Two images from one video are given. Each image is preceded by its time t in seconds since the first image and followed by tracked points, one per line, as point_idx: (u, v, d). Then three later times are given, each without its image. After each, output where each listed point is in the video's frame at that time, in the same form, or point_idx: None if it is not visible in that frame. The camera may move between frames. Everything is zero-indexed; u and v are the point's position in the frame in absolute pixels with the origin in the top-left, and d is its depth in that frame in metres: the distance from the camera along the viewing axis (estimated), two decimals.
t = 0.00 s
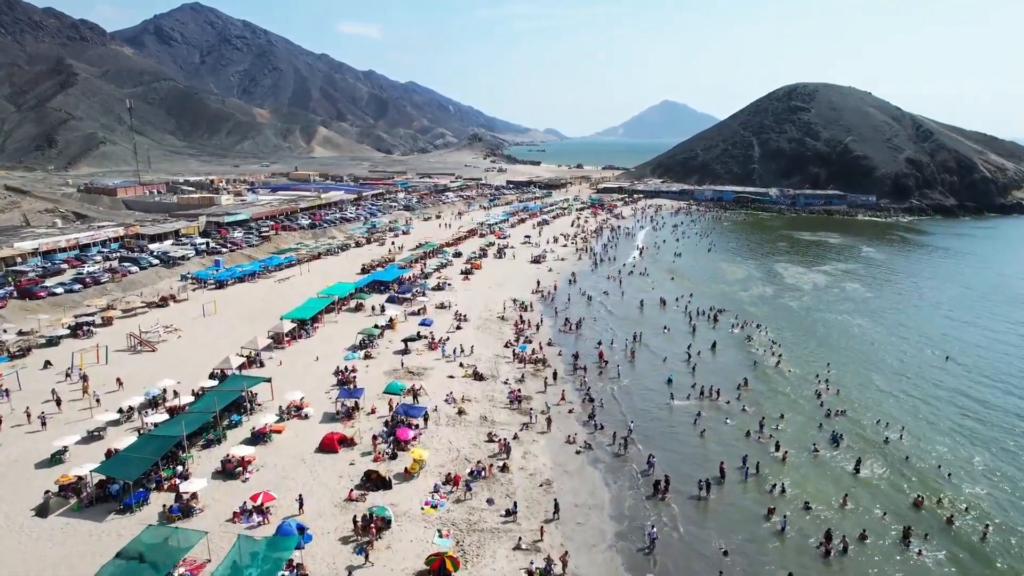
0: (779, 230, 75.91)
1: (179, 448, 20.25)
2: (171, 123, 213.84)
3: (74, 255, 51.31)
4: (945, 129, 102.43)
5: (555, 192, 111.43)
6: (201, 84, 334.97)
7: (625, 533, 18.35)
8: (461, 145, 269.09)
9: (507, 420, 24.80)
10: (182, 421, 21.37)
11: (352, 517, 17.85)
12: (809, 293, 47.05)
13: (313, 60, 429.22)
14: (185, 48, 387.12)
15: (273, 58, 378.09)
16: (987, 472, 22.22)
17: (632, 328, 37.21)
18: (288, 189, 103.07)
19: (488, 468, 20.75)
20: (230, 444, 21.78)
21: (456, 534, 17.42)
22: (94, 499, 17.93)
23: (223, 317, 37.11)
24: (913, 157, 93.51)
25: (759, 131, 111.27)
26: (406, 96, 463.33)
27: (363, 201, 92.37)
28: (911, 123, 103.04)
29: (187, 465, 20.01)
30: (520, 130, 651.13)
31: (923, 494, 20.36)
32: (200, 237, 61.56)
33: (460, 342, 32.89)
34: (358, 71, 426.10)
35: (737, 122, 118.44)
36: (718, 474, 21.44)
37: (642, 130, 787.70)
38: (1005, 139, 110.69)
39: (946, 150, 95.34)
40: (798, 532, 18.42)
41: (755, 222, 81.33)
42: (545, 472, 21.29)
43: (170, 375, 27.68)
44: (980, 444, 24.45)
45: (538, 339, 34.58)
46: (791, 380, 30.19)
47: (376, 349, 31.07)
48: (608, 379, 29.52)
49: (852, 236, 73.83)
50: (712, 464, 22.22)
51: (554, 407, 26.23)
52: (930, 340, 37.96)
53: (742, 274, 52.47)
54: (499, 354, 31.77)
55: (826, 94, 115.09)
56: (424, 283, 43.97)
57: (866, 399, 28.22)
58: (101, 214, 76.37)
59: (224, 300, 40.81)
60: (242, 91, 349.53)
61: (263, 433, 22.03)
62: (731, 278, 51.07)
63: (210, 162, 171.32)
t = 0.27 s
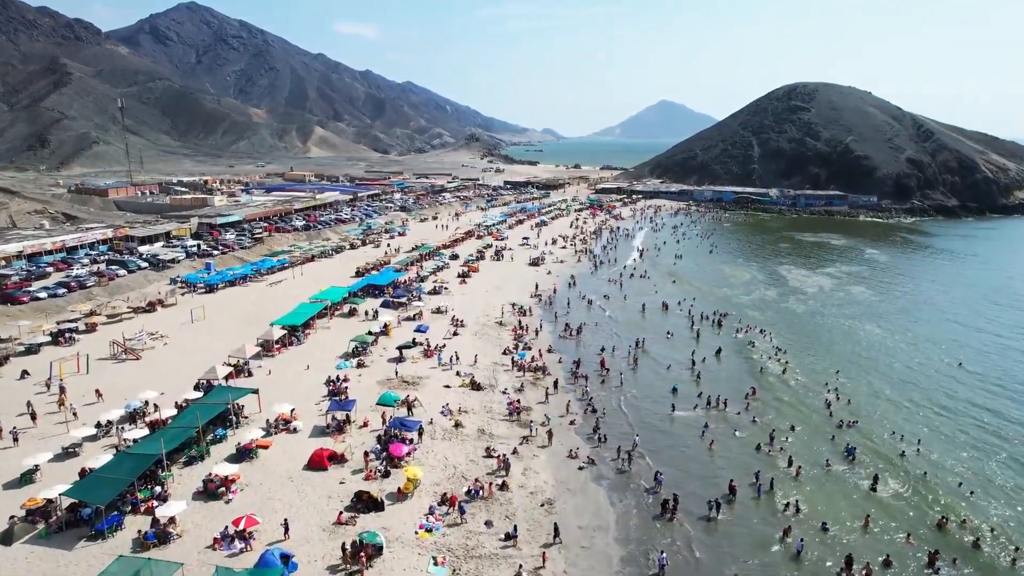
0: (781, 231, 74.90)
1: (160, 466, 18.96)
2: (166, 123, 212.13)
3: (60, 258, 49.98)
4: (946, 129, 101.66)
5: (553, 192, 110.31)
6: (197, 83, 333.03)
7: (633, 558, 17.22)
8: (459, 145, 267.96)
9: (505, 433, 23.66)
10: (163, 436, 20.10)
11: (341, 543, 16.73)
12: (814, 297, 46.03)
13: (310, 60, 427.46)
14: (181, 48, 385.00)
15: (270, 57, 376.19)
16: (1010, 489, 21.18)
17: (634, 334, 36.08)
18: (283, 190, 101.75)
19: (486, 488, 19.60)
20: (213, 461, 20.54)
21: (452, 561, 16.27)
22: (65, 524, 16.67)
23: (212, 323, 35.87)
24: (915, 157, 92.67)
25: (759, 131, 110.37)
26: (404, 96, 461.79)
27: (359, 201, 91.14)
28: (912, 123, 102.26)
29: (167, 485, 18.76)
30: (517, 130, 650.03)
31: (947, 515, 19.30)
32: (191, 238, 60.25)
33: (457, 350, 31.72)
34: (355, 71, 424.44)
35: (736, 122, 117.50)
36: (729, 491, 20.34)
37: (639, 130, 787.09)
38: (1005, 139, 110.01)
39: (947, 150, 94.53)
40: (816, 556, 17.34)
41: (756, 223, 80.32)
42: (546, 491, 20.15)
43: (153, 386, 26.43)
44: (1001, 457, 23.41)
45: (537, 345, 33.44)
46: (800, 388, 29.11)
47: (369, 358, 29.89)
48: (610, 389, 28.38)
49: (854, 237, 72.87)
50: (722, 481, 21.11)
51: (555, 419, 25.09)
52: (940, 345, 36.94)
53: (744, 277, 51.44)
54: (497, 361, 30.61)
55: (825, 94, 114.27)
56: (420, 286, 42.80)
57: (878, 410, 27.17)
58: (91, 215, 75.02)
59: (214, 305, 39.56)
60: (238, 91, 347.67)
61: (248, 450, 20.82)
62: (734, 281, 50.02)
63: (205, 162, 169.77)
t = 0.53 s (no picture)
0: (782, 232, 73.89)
1: (136, 487, 17.78)
2: (161, 122, 210.38)
3: (46, 261, 48.64)
4: (947, 129, 100.89)
5: (551, 193, 109.22)
6: (193, 83, 330.98)
7: None
8: (456, 145, 266.73)
9: (504, 448, 22.51)
10: (141, 454, 18.91)
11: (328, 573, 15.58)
12: (819, 300, 45.03)
13: (307, 59, 425.72)
14: (177, 47, 382.80)
15: (266, 57, 374.35)
16: None
17: (636, 340, 34.96)
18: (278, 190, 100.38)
19: (484, 510, 18.45)
20: (195, 481, 19.37)
21: None
22: (30, 553, 15.52)
23: (200, 329, 34.65)
24: (916, 157, 91.86)
25: (759, 131, 109.49)
26: (401, 96, 460.17)
27: (354, 202, 89.89)
28: (913, 123, 101.48)
29: (143, 508, 17.59)
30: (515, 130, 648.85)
31: (973, 537, 18.27)
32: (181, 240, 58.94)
33: (453, 357, 30.56)
34: (352, 70, 422.70)
35: (736, 121, 116.56)
36: (740, 511, 19.24)
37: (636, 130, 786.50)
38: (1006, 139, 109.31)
39: (948, 150, 93.72)
40: None
41: (757, 224, 79.34)
42: (547, 511, 19.01)
43: (135, 398, 25.21)
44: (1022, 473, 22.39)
45: (537, 352, 32.30)
46: (809, 398, 28.04)
47: (362, 366, 28.73)
48: (613, 399, 27.26)
49: (857, 238, 71.93)
50: (733, 500, 19.99)
51: (556, 432, 23.94)
52: (950, 350, 35.94)
53: (747, 279, 50.42)
54: (495, 370, 29.46)
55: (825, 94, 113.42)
56: (415, 290, 41.62)
57: (892, 421, 26.13)
58: (81, 216, 73.57)
59: (203, 310, 38.34)
60: (234, 91, 345.67)
61: (232, 468, 19.64)
62: (737, 284, 48.99)
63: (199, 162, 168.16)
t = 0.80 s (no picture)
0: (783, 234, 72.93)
1: (109, 514, 16.55)
2: (156, 122, 208.65)
3: (32, 264, 47.29)
4: (949, 129, 100.11)
5: (549, 193, 108.14)
6: (189, 83, 328.91)
7: None
8: (453, 145, 265.50)
9: (503, 464, 21.36)
10: (115, 476, 17.68)
11: None
12: (824, 304, 44.01)
13: (303, 59, 423.95)
14: (173, 46, 380.63)
15: (263, 57, 372.58)
16: None
17: (639, 347, 33.85)
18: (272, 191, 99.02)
19: (483, 535, 17.26)
20: (174, 504, 18.16)
21: None
22: None
23: (187, 337, 33.39)
24: (918, 157, 91.04)
25: (758, 131, 108.60)
26: (398, 96, 458.66)
27: (350, 203, 88.65)
28: (914, 123, 100.67)
29: (116, 537, 16.37)
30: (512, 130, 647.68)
31: (1004, 564, 17.24)
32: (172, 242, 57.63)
33: (450, 366, 29.39)
34: (349, 70, 421.00)
35: (735, 121, 115.63)
36: (755, 534, 18.12)
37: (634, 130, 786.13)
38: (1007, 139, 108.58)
39: (950, 150, 92.93)
40: None
41: (758, 225, 78.38)
42: (550, 535, 17.86)
43: (116, 411, 23.95)
44: None
45: (537, 360, 31.16)
46: (820, 409, 26.98)
47: (355, 376, 27.55)
48: (617, 411, 26.14)
49: (859, 240, 71.01)
50: (746, 522, 18.88)
51: (558, 447, 22.80)
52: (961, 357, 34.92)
53: (750, 282, 49.39)
54: (494, 379, 28.31)
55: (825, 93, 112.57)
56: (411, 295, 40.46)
57: (907, 434, 25.07)
58: (70, 218, 72.17)
59: (191, 316, 37.08)
60: (231, 90, 343.73)
61: (215, 490, 18.40)
62: (740, 287, 47.98)
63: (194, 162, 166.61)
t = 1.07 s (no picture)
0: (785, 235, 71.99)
1: (78, 543, 15.34)
2: (151, 122, 206.90)
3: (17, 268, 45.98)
4: (950, 129, 99.36)
5: (547, 194, 107.08)
6: (184, 82, 326.77)
7: None
8: (450, 145, 264.21)
9: (502, 483, 20.23)
10: (86, 500, 16.48)
11: None
12: (829, 309, 43.04)
13: (300, 59, 422.07)
14: (168, 46, 378.40)
15: (259, 56, 370.71)
16: None
17: (642, 354, 32.78)
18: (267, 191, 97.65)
19: (481, 564, 16.12)
20: (151, 529, 16.98)
21: None
22: None
23: (174, 344, 32.17)
24: (919, 158, 90.24)
25: (758, 130, 107.73)
26: (395, 96, 457.09)
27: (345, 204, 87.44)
28: (915, 122, 99.90)
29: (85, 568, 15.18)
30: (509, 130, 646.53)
31: None
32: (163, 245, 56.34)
33: (447, 375, 28.26)
34: (345, 70, 419.23)
35: (735, 121, 114.72)
36: (770, 560, 17.01)
37: (631, 130, 785.51)
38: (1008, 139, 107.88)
39: (951, 150, 92.16)
40: None
41: (759, 226, 77.43)
42: (552, 562, 16.74)
43: (94, 426, 22.73)
44: None
45: (536, 368, 30.04)
46: (831, 421, 25.91)
47: (348, 387, 26.40)
48: (620, 424, 25.03)
49: (862, 241, 70.09)
50: (760, 545, 17.77)
51: (560, 463, 21.67)
52: (973, 364, 33.93)
53: (753, 286, 48.39)
54: (493, 390, 27.18)
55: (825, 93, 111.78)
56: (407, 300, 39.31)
57: (923, 448, 24.01)
58: (60, 219, 70.82)
59: (179, 323, 35.85)
60: (226, 90, 341.69)
61: (195, 514, 17.23)
62: (742, 291, 46.99)
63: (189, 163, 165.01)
